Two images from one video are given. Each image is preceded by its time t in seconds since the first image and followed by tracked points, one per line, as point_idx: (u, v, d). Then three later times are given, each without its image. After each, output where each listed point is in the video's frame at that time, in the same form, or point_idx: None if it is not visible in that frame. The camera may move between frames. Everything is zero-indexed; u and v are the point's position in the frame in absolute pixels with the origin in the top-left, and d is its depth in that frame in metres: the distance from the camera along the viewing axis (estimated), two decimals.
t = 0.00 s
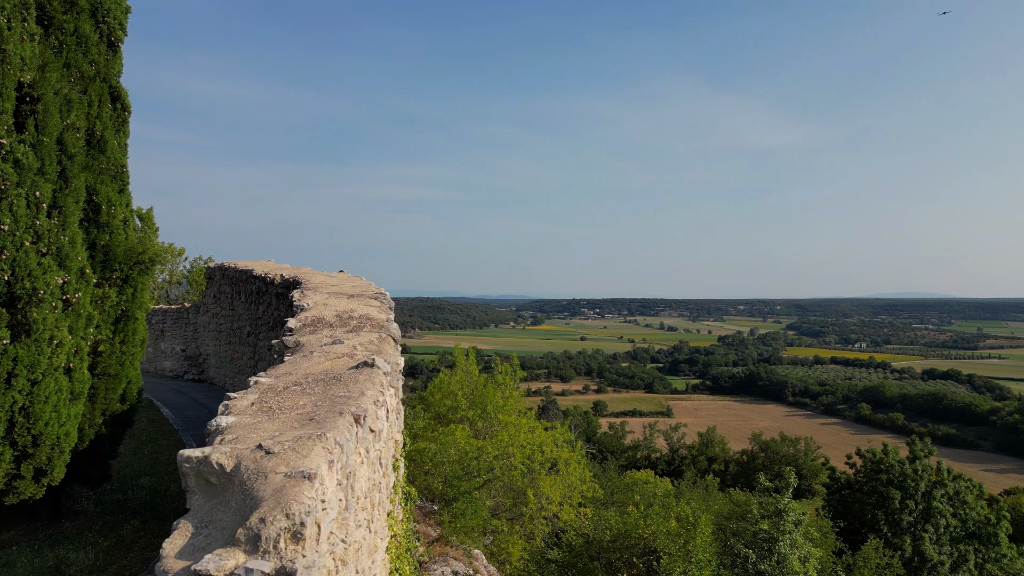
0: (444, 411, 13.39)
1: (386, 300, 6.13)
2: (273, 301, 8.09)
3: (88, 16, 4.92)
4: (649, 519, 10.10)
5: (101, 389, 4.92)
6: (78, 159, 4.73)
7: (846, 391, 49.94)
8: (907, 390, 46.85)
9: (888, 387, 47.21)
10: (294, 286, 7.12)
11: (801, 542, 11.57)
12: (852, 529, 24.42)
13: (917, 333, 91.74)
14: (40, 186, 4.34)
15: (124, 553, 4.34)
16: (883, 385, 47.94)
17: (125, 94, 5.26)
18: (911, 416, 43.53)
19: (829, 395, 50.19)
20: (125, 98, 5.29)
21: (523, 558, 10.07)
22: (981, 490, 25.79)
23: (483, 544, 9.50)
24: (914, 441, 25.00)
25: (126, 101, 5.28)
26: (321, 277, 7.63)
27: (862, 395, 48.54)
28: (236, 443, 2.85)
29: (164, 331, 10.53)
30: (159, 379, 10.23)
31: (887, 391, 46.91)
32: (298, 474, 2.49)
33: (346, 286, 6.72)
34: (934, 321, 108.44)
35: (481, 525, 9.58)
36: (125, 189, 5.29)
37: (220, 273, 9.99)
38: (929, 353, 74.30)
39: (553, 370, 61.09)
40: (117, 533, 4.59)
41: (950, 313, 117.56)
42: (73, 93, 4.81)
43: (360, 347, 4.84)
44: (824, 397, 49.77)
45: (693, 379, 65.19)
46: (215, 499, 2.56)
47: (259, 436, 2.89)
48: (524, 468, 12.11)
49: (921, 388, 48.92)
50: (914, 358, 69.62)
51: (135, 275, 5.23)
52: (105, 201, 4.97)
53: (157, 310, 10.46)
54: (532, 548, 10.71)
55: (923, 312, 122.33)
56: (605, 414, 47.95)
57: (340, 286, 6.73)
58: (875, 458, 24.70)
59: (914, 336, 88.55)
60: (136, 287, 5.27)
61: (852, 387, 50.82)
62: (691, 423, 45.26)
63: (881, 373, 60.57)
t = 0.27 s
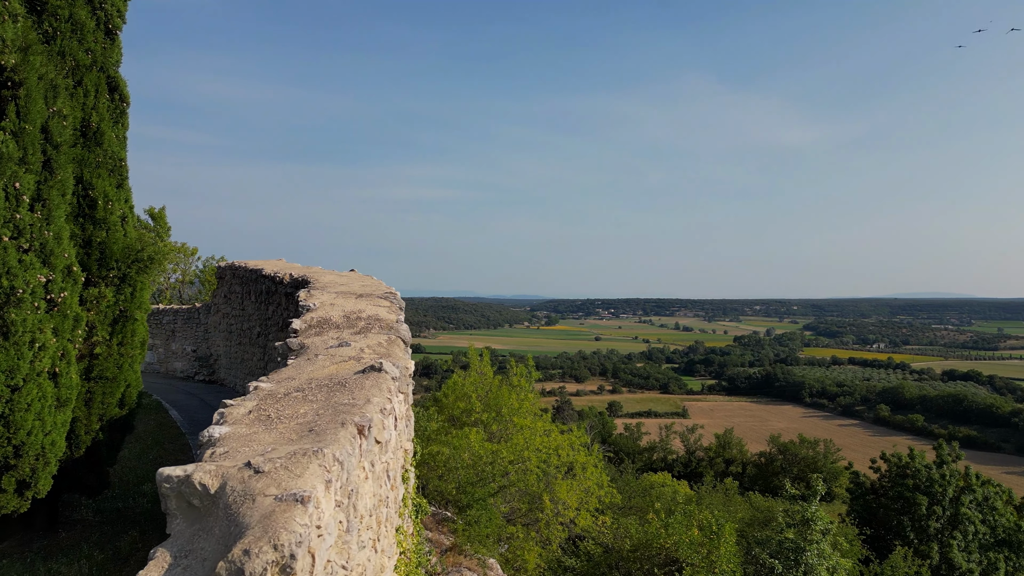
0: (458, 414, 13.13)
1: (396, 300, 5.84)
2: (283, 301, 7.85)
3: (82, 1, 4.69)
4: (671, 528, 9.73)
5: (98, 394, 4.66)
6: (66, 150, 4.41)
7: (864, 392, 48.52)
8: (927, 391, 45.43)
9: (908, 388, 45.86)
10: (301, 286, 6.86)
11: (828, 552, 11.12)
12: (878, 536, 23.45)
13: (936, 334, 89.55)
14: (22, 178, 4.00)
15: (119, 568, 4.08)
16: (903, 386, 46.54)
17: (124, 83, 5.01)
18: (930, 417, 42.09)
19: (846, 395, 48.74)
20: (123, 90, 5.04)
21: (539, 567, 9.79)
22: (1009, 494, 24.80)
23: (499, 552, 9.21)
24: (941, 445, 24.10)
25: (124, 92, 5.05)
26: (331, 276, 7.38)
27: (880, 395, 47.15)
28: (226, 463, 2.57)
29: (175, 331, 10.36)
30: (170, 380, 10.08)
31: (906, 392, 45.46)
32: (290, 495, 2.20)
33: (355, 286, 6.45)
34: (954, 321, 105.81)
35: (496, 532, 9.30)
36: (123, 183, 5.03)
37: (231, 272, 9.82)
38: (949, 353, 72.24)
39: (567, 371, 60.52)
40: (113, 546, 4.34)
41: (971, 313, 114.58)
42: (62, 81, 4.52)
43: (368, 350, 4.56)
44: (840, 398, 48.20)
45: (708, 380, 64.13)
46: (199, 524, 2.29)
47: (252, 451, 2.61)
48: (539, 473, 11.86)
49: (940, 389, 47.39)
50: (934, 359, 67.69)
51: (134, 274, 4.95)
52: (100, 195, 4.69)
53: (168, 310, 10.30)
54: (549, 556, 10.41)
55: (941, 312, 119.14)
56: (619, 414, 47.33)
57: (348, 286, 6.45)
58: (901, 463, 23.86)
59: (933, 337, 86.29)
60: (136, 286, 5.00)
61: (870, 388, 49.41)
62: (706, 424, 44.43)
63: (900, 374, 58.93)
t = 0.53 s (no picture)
0: (475, 416, 12.87)
1: (410, 301, 5.56)
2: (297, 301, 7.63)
3: None
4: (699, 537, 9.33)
5: (98, 398, 4.45)
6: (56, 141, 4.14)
7: (888, 393, 46.88)
8: (953, 392, 43.73)
9: (934, 389, 44.17)
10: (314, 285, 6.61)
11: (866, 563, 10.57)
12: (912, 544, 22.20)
13: (965, 334, 86.66)
14: (5, 171, 3.70)
15: None
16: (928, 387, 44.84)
17: (127, 74, 4.81)
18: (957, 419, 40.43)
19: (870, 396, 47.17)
20: (124, 80, 4.82)
21: None
22: None
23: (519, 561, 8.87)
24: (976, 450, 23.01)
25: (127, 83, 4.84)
26: (345, 275, 7.14)
27: (905, 397, 45.46)
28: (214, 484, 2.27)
29: (191, 331, 10.23)
30: (186, 381, 9.95)
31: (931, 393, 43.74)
32: (283, 526, 1.89)
33: (367, 286, 6.19)
34: (981, 321, 102.48)
35: (515, 541, 9.00)
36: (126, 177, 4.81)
37: (246, 271, 9.68)
38: (977, 354, 69.64)
39: (585, 371, 59.86)
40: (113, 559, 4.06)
41: (999, 313, 110.69)
42: (54, 68, 4.25)
43: (380, 353, 4.28)
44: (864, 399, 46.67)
45: (728, 381, 62.71)
46: (180, 555, 2.00)
47: (244, 470, 2.33)
48: (559, 478, 11.55)
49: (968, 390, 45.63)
50: (961, 359, 65.33)
51: (136, 273, 4.72)
52: (101, 190, 4.46)
53: (185, 310, 10.19)
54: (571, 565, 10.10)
55: (967, 312, 115.30)
56: (638, 415, 46.56)
57: (361, 286, 6.19)
58: (933, 469, 22.67)
59: (960, 337, 83.45)
60: (139, 286, 4.77)
61: (894, 388, 47.70)
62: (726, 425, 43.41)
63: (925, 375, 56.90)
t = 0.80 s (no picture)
0: (496, 420, 12.64)
1: (427, 301, 5.25)
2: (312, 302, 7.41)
3: None
4: (731, 551, 8.88)
5: (100, 404, 4.24)
6: (42, 126, 3.83)
7: (917, 395, 44.85)
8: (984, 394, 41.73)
9: (963, 390, 42.09)
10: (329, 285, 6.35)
11: None
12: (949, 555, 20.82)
13: (1000, 334, 83.26)
14: None
15: None
16: (957, 388, 42.77)
17: (131, 63, 4.60)
18: (988, 421, 38.47)
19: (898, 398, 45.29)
20: (129, 69, 4.62)
21: None
22: None
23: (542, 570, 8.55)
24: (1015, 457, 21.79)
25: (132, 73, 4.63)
26: (361, 275, 6.88)
27: (934, 399, 43.36)
28: (199, 511, 1.98)
29: (209, 331, 10.11)
30: (204, 382, 9.83)
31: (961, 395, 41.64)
32: (269, 568, 1.57)
33: (382, 286, 5.91)
34: (1015, 321, 98.53)
35: (537, 548, 8.70)
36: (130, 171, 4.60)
37: (264, 271, 9.55)
38: (1013, 355, 66.77)
39: (607, 372, 58.98)
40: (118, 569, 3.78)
41: None
42: (47, 53, 4.01)
43: (394, 358, 3.98)
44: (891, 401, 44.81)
45: (752, 382, 60.70)
46: None
47: (233, 496, 2.02)
48: (583, 484, 11.24)
49: (999, 392, 43.57)
50: (994, 361, 62.62)
51: (141, 273, 4.49)
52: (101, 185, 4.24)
53: (203, 310, 10.09)
54: None
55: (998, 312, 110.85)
56: (661, 416, 45.62)
57: (377, 286, 5.91)
58: (967, 474, 21.42)
59: (994, 338, 80.23)
60: (145, 287, 4.55)
61: (922, 390, 45.53)
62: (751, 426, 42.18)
63: (956, 377, 54.57)
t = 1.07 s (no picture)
0: (517, 423, 12.31)
1: (444, 302, 4.94)
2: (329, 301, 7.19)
3: None
4: (766, 562, 8.44)
5: (101, 409, 4.05)
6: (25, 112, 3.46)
7: (946, 397, 42.81)
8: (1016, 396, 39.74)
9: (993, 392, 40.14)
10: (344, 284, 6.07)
11: None
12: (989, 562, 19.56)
13: None
14: None
15: None
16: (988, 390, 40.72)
17: (132, 53, 4.43)
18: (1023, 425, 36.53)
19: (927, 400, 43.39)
20: (130, 60, 4.45)
21: None
22: None
23: None
24: None
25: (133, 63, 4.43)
26: (378, 275, 6.61)
27: (963, 401, 41.28)
28: (172, 548, 1.68)
29: (228, 332, 10.01)
30: (223, 383, 9.72)
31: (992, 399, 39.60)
32: None
33: (394, 286, 5.66)
34: None
35: (562, 555, 8.34)
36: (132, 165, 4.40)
37: (283, 271, 9.40)
38: None
39: (629, 373, 57.94)
40: None
41: None
42: (46, 40, 3.81)
43: (407, 363, 3.68)
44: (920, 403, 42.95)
45: (777, 382, 59.01)
46: None
47: (212, 530, 1.72)
48: (608, 489, 10.87)
49: None
50: None
51: (142, 270, 4.26)
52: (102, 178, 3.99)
53: (222, 311, 9.98)
54: None
55: None
56: (684, 418, 44.51)
57: (392, 286, 5.62)
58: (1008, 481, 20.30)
59: None
60: (148, 287, 4.34)
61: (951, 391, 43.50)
62: (776, 428, 40.95)
63: (991, 378, 52.32)
